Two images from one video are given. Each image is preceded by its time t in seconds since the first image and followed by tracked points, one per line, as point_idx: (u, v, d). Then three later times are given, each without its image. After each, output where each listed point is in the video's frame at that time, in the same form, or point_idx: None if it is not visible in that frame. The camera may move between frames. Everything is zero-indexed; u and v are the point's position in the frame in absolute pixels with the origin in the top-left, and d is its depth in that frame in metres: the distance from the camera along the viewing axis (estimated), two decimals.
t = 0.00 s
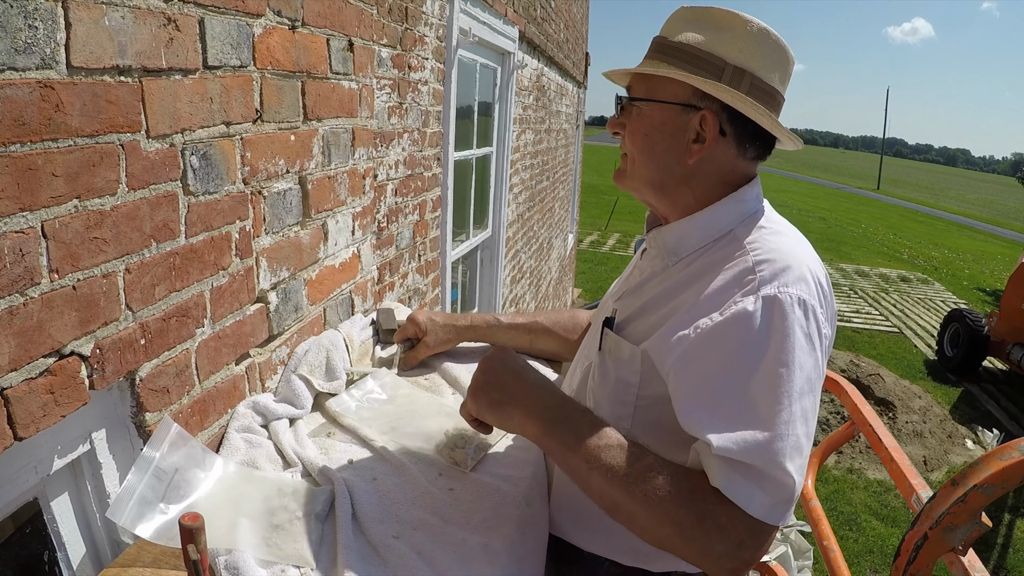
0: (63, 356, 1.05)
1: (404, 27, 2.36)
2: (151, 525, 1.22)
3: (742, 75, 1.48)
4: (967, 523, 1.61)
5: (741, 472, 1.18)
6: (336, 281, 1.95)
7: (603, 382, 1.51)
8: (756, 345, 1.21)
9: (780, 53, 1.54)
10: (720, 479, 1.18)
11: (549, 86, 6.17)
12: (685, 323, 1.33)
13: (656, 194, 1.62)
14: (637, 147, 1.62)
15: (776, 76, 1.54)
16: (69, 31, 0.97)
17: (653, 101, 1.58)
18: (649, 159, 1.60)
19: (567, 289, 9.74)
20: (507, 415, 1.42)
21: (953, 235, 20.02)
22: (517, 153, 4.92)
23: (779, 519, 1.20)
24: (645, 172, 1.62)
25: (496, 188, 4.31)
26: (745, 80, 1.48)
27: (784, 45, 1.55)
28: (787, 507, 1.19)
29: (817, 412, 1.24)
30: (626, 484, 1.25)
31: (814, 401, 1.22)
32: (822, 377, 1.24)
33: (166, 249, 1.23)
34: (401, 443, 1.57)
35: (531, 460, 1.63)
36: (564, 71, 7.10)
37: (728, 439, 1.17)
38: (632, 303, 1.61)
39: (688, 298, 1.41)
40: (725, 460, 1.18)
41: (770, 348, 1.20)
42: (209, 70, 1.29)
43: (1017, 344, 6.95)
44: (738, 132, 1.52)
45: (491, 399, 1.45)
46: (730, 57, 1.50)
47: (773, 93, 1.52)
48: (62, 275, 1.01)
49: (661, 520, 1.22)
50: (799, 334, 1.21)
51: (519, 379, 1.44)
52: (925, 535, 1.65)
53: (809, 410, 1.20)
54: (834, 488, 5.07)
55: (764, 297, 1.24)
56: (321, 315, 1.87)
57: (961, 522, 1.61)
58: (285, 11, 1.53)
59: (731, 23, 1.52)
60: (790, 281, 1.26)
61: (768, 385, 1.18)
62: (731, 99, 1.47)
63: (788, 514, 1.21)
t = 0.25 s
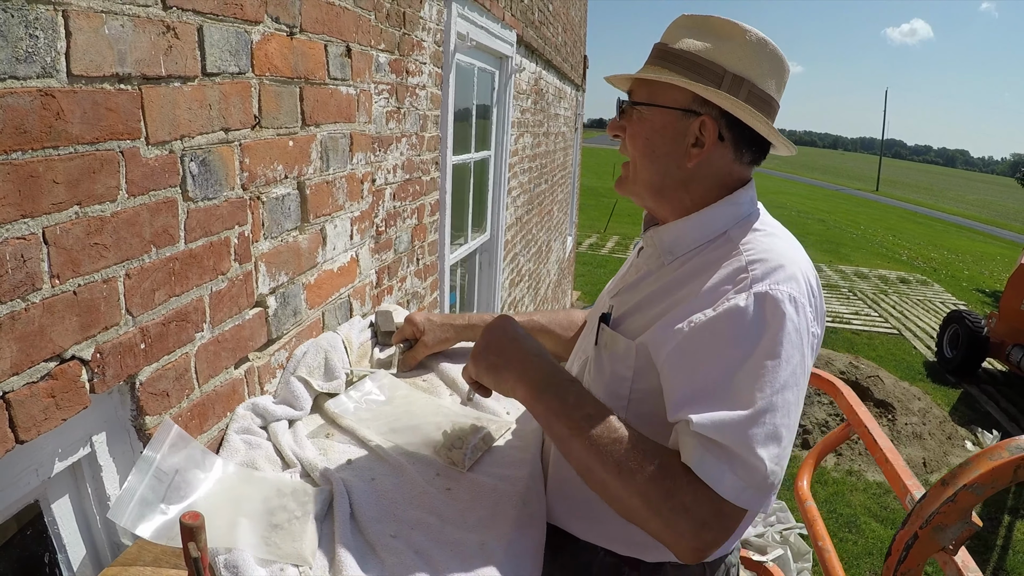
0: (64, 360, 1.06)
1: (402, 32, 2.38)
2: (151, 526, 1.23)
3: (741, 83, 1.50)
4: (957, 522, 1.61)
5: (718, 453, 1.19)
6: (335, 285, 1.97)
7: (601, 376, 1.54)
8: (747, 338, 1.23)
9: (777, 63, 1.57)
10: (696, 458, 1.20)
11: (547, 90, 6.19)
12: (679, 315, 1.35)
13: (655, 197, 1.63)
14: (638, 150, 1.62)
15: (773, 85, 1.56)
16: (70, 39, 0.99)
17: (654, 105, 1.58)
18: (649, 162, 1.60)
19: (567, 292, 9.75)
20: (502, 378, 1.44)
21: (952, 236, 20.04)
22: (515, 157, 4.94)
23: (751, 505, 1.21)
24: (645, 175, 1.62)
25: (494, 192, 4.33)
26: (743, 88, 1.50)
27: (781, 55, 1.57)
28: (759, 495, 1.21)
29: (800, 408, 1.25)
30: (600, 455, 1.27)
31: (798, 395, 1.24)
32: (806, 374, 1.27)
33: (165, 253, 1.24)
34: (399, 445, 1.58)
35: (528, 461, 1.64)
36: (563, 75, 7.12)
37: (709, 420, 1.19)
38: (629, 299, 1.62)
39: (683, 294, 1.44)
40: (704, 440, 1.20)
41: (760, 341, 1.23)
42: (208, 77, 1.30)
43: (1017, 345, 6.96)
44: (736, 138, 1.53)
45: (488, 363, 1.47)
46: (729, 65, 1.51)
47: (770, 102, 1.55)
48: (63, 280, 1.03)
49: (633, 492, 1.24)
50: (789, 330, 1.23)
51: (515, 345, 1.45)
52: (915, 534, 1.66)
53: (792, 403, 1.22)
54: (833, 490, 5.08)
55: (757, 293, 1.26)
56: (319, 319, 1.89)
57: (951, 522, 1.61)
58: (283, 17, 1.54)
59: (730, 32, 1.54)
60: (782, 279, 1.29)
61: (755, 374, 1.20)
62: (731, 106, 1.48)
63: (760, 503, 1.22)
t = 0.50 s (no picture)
0: (63, 361, 1.06)
1: (400, 34, 2.38)
2: (150, 528, 1.23)
3: (743, 87, 1.50)
4: (959, 525, 1.61)
5: (698, 435, 1.19)
6: (333, 286, 1.97)
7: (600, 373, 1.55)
8: (740, 330, 1.24)
9: (777, 68, 1.58)
10: (676, 436, 1.20)
11: (546, 92, 6.20)
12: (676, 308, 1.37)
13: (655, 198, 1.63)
14: (638, 151, 1.62)
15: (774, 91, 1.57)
16: (68, 41, 0.99)
17: (656, 107, 1.58)
18: (650, 163, 1.60)
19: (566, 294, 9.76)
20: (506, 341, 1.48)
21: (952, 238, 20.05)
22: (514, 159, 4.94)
23: (726, 492, 1.20)
24: (645, 176, 1.62)
25: (493, 195, 4.33)
26: (746, 93, 1.51)
27: (781, 61, 1.58)
28: (735, 481, 1.20)
29: (786, 403, 1.25)
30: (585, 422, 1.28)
31: (785, 390, 1.24)
32: (794, 372, 1.26)
33: (164, 255, 1.25)
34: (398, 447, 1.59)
35: (526, 462, 1.65)
36: (562, 77, 7.13)
37: (693, 400, 1.19)
38: (628, 299, 1.63)
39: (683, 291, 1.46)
40: (686, 420, 1.20)
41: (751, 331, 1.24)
42: (206, 79, 1.31)
43: (1017, 347, 6.96)
44: (736, 141, 1.54)
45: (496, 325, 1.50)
46: (732, 70, 1.51)
47: (770, 107, 1.56)
48: (62, 281, 1.03)
49: (612, 462, 1.24)
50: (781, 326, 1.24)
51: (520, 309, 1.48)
52: (917, 537, 1.66)
53: (778, 397, 1.22)
54: (833, 491, 5.07)
55: (754, 290, 1.27)
56: (318, 321, 1.89)
57: (953, 525, 1.62)
58: (282, 19, 1.55)
59: (733, 37, 1.54)
60: (778, 278, 1.30)
61: (743, 362, 1.21)
62: (734, 110, 1.48)
63: (735, 491, 1.21)
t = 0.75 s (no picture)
0: (60, 362, 1.05)
1: (400, 34, 2.38)
2: (148, 530, 1.23)
3: (739, 89, 1.49)
4: (962, 526, 1.61)
5: (677, 404, 1.22)
6: (333, 286, 1.96)
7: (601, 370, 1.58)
8: (731, 314, 1.27)
9: (777, 68, 1.56)
10: (655, 401, 1.23)
11: (546, 92, 6.20)
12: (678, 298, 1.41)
13: (654, 198, 1.63)
14: (637, 152, 1.62)
15: (773, 92, 1.56)
16: (65, 40, 0.98)
17: (654, 108, 1.58)
18: (648, 164, 1.60)
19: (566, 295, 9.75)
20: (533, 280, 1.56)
21: (952, 238, 20.04)
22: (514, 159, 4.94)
23: (697, 465, 1.21)
24: (644, 177, 1.62)
25: (493, 195, 4.33)
26: (742, 95, 1.49)
27: (780, 61, 1.57)
28: (707, 455, 1.21)
29: (770, 390, 1.26)
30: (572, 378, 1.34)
31: (770, 376, 1.25)
32: (782, 362, 1.27)
33: (162, 255, 1.24)
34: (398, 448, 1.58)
35: (525, 463, 1.64)
36: (562, 78, 7.13)
37: (674, 369, 1.22)
38: (631, 297, 1.64)
39: (685, 285, 1.49)
40: (667, 389, 1.23)
41: (741, 313, 1.27)
42: (205, 78, 1.30)
43: (1017, 347, 6.95)
44: (733, 142, 1.53)
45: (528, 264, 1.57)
46: (728, 71, 1.50)
47: (768, 108, 1.54)
48: (59, 281, 1.02)
49: (590, 417, 1.28)
50: (772, 313, 1.26)
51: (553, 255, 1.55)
52: (920, 538, 1.66)
53: (762, 382, 1.24)
54: (834, 491, 5.06)
55: (751, 280, 1.30)
56: (317, 321, 1.89)
57: (955, 525, 1.61)
58: (280, 19, 1.54)
59: (730, 38, 1.53)
60: (775, 272, 1.32)
61: (728, 340, 1.23)
62: (729, 111, 1.47)
63: (707, 467, 1.22)
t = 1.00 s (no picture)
0: (57, 366, 1.05)
1: (399, 36, 2.38)
2: (146, 531, 1.22)
3: (744, 89, 1.49)
4: (960, 527, 1.60)
5: (661, 381, 1.24)
6: (331, 289, 1.96)
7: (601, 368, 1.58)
8: (724, 298, 1.28)
9: (782, 71, 1.56)
10: (641, 377, 1.26)
11: (546, 94, 6.20)
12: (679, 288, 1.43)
13: (658, 198, 1.62)
14: (642, 151, 1.62)
15: (777, 95, 1.56)
16: (61, 43, 0.98)
17: (661, 108, 1.58)
18: (653, 163, 1.60)
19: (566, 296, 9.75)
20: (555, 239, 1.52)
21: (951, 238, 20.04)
22: (513, 161, 4.94)
23: (676, 443, 1.22)
24: (648, 176, 1.61)
25: (492, 197, 4.32)
26: (746, 94, 1.50)
27: (785, 64, 1.57)
28: (686, 434, 1.22)
29: (758, 378, 1.25)
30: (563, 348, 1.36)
31: (759, 362, 1.25)
32: (772, 352, 1.27)
33: (159, 258, 1.24)
34: (395, 450, 1.58)
35: (523, 465, 1.64)
36: (561, 80, 7.13)
37: (662, 348, 1.25)
38: (633, 293, 1.64)
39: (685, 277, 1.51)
40: (653, 366, 1.26)
41: (733, 297, 1.28)
42: (202, 81, 1.30)
43: (1017, 347, 6.94)
44: (738, 142, 1.53)
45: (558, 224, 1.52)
46: (733, 72, 1.51)
47: (773, 110, 1.54)
48: (56, 285, 1.02)
49: (576, 390, 1.31)
50: (765, 300, 1.27)
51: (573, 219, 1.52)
52: (917, 540, 1.65)
53: (750, 367, 1.24)
54: (834, 493, 5.06)
55: (747, 270, 1.31)
56: (316, 324, 1.88)
57: (953, 527, 1.60)
58: (278, 22, 1.54)
59: (736, 41, 1.54)
60: (773, 265, 1.33)
61: (716, 322, 1.24)
62: (733, 110, 1.47)
63: (686, 448, 1.22)
